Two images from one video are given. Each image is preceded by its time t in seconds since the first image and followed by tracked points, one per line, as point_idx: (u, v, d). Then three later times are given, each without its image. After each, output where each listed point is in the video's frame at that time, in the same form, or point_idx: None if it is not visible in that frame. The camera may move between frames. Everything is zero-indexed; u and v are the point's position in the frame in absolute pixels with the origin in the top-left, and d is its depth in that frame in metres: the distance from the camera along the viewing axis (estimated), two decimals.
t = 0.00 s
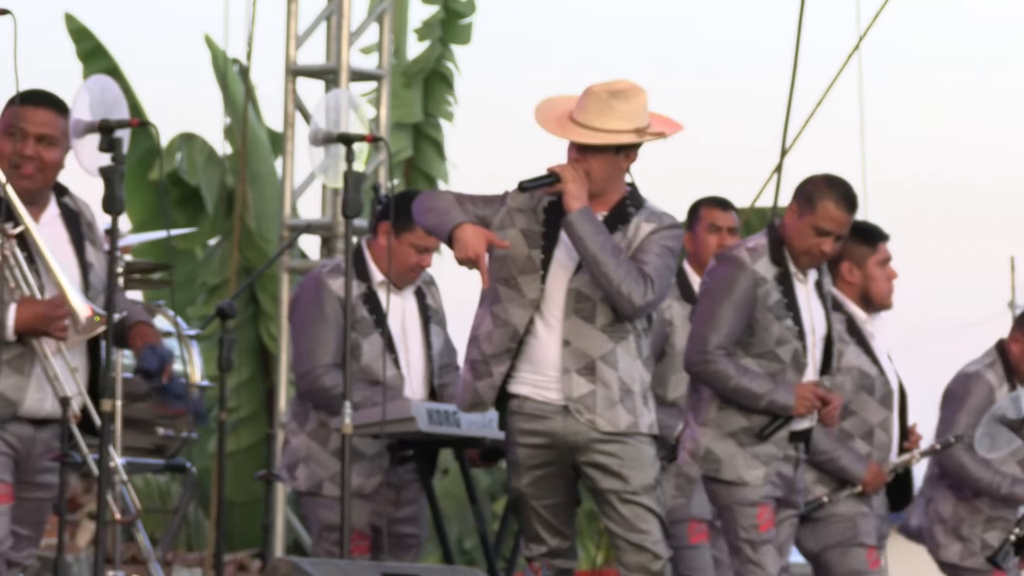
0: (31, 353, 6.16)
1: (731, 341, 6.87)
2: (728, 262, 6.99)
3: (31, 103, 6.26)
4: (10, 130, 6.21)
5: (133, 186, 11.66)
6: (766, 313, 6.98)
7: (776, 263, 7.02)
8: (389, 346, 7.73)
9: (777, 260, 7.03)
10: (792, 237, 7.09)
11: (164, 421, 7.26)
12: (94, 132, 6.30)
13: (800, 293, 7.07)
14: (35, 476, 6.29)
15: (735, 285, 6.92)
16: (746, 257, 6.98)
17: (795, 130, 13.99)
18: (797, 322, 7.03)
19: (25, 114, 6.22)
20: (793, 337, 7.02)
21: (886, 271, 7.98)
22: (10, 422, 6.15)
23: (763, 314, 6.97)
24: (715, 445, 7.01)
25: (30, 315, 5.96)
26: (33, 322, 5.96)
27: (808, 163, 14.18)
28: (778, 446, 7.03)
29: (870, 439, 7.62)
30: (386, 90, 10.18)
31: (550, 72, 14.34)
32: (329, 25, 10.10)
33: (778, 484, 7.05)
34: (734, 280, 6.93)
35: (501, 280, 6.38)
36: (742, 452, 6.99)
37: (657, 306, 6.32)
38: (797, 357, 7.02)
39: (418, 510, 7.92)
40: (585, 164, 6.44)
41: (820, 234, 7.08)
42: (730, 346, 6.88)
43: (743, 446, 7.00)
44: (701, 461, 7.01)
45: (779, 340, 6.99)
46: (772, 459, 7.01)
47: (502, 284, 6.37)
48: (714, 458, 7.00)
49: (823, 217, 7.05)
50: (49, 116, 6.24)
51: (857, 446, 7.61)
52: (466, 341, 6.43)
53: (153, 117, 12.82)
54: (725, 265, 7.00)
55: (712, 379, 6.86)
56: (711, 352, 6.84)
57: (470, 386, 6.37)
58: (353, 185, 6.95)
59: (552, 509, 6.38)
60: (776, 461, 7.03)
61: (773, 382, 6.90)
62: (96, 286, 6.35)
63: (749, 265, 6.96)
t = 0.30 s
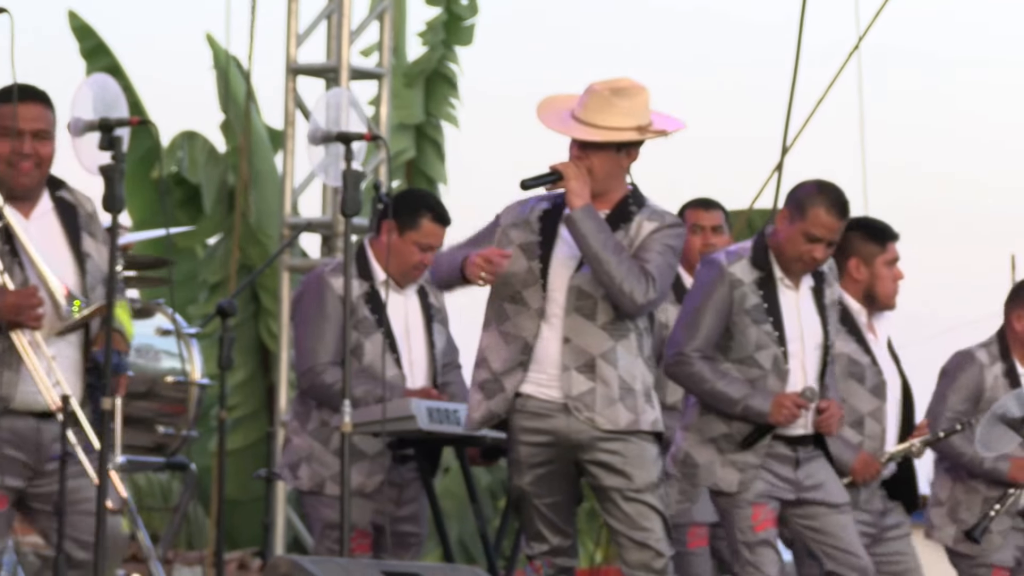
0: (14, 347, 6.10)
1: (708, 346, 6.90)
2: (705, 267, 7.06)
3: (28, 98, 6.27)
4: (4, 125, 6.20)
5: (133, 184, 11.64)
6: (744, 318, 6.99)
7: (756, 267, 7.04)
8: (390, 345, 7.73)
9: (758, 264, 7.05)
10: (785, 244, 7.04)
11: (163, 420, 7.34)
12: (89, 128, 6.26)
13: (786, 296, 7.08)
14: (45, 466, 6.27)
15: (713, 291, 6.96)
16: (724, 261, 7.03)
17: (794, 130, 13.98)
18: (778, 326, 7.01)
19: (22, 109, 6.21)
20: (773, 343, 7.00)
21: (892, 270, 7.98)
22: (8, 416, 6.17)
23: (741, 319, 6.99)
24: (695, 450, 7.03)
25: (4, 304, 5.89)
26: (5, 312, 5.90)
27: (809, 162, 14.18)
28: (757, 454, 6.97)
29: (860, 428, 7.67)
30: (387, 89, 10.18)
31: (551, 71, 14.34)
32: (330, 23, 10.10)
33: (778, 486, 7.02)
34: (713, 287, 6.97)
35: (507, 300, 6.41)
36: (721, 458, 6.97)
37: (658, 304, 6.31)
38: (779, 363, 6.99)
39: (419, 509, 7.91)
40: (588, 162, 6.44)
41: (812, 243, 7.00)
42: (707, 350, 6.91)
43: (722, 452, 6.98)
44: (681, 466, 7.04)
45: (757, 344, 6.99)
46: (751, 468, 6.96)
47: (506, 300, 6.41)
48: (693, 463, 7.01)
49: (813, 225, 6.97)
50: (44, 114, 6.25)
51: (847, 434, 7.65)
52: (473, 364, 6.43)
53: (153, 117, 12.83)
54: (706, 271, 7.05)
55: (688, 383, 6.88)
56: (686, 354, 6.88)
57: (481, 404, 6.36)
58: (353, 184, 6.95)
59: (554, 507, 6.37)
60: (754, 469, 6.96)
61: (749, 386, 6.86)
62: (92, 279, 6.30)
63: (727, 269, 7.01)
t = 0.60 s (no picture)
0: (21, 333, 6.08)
1: (719, 336, 6.90)
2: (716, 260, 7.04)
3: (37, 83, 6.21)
4: (22, 111, 6.12)
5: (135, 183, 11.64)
6: (755, 310, 6.94)
7: (767, 258, 6.98)
8: (394, 346, 7.72)
9: (770, 257, 6.98)
10: (813, 237, 6.93)
11: (165, 419, 7.46)
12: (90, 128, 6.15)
13: (801, 289, 6.99)
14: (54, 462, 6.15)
15: (723, 284, 6.95)
16: (734, 254, 7.00)
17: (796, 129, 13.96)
18: (790, 317, 6.94)
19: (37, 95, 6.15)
20: (784, 333, 6.93)
21: (916, 255, 7.92)
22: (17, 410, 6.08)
23: (752, 310, 6.94)
24: (714, 442, 7.01)
25: None
26: None
27: (811, 162, 14.18)
28: (772, 445, 6.90)
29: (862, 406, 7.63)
30: (388, 88, 10.18)
31: (552, 70, 14.35)
32: (331, 22, 10.09)
33: (796, 484, 6.93)
34: (725, 280, 6.95)
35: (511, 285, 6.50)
36: (737, 449, 6.95)
37: (661, 301, 6.30)
38: (790, 354, 6.92)
39: (423, 508, 7.91)
40: (587, 164, 6.43)
41: (842, 236, 6.91)
42: (718, 341, 6.90)
43: (739, 443, 6.95)
44: (697, 458, 7.01)
45: (768, 335, 6.93)
46: (765, 460, 6.89)
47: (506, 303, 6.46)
48: (710, 455, 6.98)
49: (847, 218, 6.88)
50: (62, 97, 6.20)
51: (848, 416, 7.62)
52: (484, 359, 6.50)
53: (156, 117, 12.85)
54: (720, 262, 7.03)
55: (701, 374, 6.89)
56: (698, 347, 6.89)
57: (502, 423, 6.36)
58: (355, 184, 6.93)
59: (556, 506, 6.37)
60: (769, 460, 6.89)
61: (758, 373, 6.84)
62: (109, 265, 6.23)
63: (738, 261, 6.97)
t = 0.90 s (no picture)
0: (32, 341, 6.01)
1: (745, 337, 6.84)
2: (733, 262, 6.98)
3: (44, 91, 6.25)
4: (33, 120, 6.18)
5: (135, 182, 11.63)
6: (778, 307, 6.92)
7: (783, 254, 6.98)
8: (397, 346, 7.72)
9: (785, 253, 6.98)
10: (833, 234, 6.98)
11: (168, 417, 7.33)
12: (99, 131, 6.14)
13: (814, 284, 7.00)
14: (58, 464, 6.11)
15: (744, 282, 6.89)
16: (752, 254, 6.95)
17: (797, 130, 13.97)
18: (811, 312, 6.95)
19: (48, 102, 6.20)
20: (808, 329, 6.93)
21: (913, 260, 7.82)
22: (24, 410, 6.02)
23: (775, 308, 6.91)
24: (742, 444, 6.92)
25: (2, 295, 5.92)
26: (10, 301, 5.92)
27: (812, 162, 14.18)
28: (804, 441, 6.91)
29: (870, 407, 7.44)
30: (389, 87, 10.17)
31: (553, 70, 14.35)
32: (332, 21, 10.09)
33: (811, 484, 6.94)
34: (745, 279, 6.89)
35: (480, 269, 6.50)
36: (768, 449, 6.89)
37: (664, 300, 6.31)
38: (815, 348, 6.93)
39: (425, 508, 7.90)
40: (585, 164, 6.42)
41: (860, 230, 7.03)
42: (744, 342, 6.84)
43: (769, 443, 6.90)
44: (727, 461, 6.91)
45: (793, 331, 6.92)
46: (799, 457, 6.89)
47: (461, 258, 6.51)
48: (740, 457, 6.90)
49: (862, 211, 7.00)
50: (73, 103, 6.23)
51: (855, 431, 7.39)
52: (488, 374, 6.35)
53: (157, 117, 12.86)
54: (735, 262, 6.96)
55: (728, 377, 6.81)
56: (725, 350, 6.81)
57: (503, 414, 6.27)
58: (357, 183, 6.92)
59: (559, 505, 6.36)
60: (802, 457, 6.90)
61: (790, 369, 6.82)
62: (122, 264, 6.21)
63: (757, 261, 6.93)
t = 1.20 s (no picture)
0: (32, 351, 6.07)
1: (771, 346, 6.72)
2: (752, 265, 6.79)
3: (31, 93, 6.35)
4: (13, 124, 6.26)
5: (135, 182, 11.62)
6: (790, 317, 6.87)
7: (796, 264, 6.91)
8: (401, 344, 7.72)
9: (795, 262, 6.92)
10: (831, 242, 7.05)
11: (168, 416, 7.24)
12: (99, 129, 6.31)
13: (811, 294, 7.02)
14: (51, 461, 6.25)
15: (766, 286, 6.74)
16: (772, 260, 6.80)
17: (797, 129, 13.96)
18: (814, 325, 6.96)
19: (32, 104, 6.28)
20: (813, 341, 6.93)
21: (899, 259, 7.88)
22: (24, 412, 6.15)
23: (790, 318, 6.85)
24: (745, 453, 6.82)
25: (26, 306, 5.89)
26: (30, 314, 5.90)
27: (814, 162, 14.17)
28: (802, 452, 6.86)
29: (877, 422, 7.40)
30: (391, 87, 10.15)
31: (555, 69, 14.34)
32: (335, 20, 10.08)
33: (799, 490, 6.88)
34: (762, 284, 6.75)
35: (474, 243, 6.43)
36: (770, 460, 6.82)
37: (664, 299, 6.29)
38: (816, 361, 6.93)
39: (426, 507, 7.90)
40: (586, 164, 6.43)
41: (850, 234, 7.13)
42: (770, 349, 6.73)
43: (772, 455, 6.82)
44: (730, 469, 6.81)
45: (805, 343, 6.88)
46: (799, 469, 6.84)
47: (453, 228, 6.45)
48: (744, 467, 6.81)
49: (856, 218, 7.09)
50: (54, 110, 6.34)
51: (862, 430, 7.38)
52: (475, 364, 6.40)
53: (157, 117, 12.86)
54: (750, 264, 6.80)
55: (756, 386, 6.69)
56: (756, 358, 6.67)
57: (485, 408, 6.35)
58: (357, 181, 6.91)
59: (559, 505, 6.36)
60: (803, 470, 6.86)
61: (814, 381, 6.77)
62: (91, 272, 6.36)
63: (778, 267, 6.79)
